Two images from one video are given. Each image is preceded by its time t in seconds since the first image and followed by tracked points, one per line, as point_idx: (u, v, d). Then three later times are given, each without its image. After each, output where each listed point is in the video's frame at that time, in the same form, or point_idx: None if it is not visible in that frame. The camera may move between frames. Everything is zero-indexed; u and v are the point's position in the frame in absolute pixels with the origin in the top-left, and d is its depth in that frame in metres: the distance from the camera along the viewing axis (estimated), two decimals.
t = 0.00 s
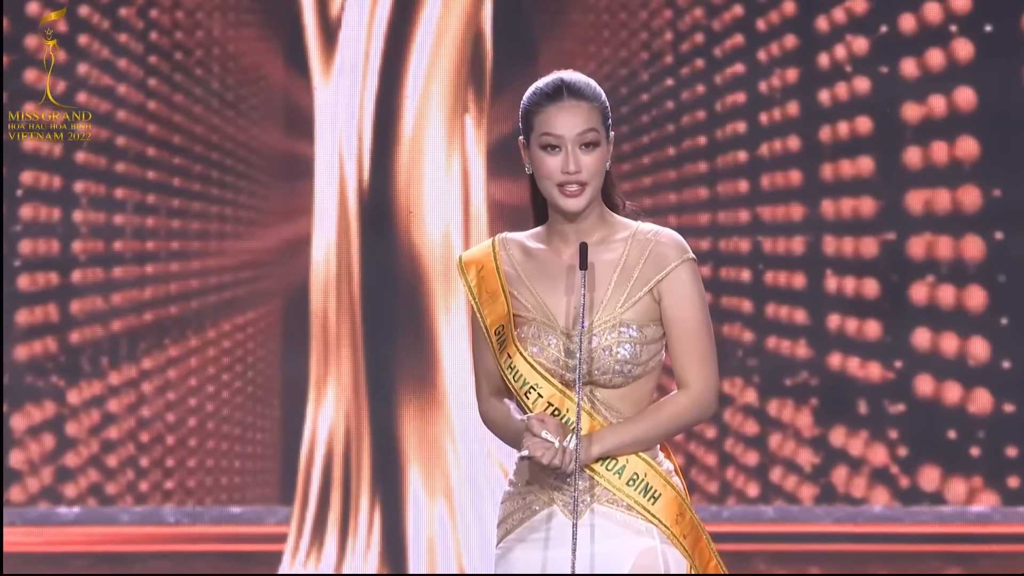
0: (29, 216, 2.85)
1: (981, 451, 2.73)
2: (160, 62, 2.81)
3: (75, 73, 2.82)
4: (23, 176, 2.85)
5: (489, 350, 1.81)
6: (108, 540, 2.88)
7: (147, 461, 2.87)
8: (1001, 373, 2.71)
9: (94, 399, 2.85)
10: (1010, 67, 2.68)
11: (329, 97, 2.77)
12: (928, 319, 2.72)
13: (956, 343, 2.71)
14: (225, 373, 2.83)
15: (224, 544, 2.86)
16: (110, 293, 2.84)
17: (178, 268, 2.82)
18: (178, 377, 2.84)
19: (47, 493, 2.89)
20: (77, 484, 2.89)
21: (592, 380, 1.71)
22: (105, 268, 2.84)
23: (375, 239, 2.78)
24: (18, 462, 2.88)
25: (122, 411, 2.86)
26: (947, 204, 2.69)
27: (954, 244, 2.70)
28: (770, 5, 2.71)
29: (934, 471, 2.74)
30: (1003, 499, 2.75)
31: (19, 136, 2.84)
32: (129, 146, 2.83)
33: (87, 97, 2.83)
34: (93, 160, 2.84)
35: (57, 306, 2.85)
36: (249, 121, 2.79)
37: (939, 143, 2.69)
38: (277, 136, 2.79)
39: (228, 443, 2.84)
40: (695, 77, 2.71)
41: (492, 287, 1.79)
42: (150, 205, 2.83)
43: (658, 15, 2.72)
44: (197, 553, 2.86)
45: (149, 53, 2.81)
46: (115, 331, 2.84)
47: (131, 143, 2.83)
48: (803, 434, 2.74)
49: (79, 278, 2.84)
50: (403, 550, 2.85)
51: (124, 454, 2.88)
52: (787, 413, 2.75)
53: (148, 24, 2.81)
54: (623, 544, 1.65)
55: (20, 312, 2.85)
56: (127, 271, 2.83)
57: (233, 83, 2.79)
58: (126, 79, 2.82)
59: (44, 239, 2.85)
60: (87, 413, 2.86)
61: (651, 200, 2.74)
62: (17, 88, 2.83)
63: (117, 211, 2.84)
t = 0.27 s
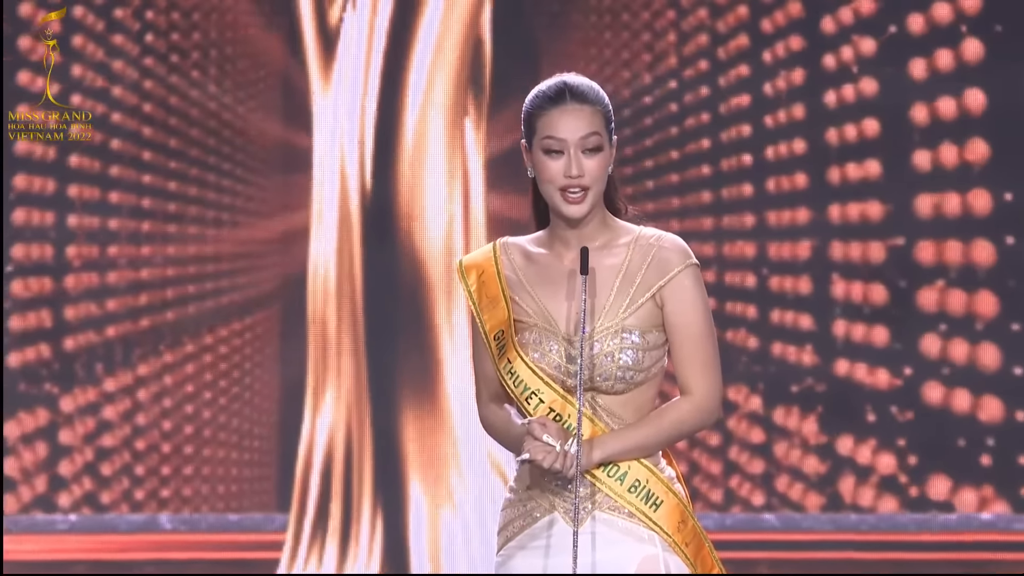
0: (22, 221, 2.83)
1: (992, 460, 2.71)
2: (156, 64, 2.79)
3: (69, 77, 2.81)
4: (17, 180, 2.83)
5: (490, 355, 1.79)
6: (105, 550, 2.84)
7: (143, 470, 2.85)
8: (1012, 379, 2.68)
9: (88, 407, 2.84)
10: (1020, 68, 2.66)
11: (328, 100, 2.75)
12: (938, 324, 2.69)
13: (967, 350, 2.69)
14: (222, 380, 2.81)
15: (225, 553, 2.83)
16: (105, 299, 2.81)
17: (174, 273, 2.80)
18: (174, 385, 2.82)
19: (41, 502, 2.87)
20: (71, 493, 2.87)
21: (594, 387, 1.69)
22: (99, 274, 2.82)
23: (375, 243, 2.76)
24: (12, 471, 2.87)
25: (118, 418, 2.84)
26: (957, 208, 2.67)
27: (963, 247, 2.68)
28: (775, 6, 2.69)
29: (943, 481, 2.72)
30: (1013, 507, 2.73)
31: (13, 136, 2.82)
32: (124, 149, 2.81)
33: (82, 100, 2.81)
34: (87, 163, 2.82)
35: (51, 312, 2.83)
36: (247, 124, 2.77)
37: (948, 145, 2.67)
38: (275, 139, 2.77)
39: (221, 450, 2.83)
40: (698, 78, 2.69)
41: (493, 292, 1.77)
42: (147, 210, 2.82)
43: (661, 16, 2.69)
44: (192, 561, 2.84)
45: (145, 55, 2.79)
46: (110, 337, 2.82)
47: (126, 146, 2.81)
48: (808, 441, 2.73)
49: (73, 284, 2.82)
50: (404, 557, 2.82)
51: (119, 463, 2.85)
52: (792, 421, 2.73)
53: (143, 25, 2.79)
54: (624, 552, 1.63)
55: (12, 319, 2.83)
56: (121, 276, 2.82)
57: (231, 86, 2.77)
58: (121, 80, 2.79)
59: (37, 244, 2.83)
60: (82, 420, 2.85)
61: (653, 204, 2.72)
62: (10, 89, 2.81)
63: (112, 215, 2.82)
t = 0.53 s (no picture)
0: (16, 225, 2.81)
1: (1002, 469, 2.68)
2: (151, 66, 2.78)
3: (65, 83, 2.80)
4: (9, 185, 2.81)
5: (491, 361, 1.77)
6: (104, 558, 2.86)
7: (138, 478, 2.85)
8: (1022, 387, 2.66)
9: (82, 415, 2.83)
10: None
11: (328, 105, 2.74)
12: (948, 331, 2.66)
13: (977, 358, 2.66)
14: (218, 387, 2.80)
15: (224, 563, 2.85)
16: (100, 305, 2.81)
17: (170, 279, 2.79)
18: (170, 392, 2.82)
19: (34, 511, 2.85)
20: (65, 502, 2.85)
21: (595, 394, 1.68)
22: (95, 279, 2.80)
23: (376, 249, 2.75)
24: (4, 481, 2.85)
25: (112, 425, 2.83)
26: (965, 212, 2.64)
27: (973, 253, 2.64)
28: (779, 8, 2.67)
29: (952, 492, 2.69)
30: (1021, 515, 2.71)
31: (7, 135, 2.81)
32: (118, 153, 2.81)
33: (77, 102, 2.81)
34: (81, 167, 2.81)
35: (44, 319, 2.81)
36: (244, 128, 2.76)
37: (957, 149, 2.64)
38: (274, 142, 2.75)
39: (217, 458, 2.83)
40: (700, 82, 2.67)
41: (495, 297, 1.76)
42: (144, 215, 2.80)
43: (663, 19, 2.68)
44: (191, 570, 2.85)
45: (140, 58, 2.79)
46: (104, 344, 2.82)
47: (121, 151, 2.81)
48: (815, 449, 2.71)
49: (67, 290, 2.81)
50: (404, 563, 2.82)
51: (114, 471, 2.85)
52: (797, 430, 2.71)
53: (139, 28, 2.79)
54: (626, 561, 1.61)
55: (5, 325, 2.81)
56: (117, 282, 2.80)
57: (227, 89, 2.76)
58: (115, 84, 2.80)
59: (30, 250, 2.80)
60: (76, 428, 2.83)
61: (655, 209, 2.70)
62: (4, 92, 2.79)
63: (106, 220, 2.80)
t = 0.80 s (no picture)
0: (10, 227, 2.81)
1: (1013, 476, 2.66)
2: (147, 67, 2.77)
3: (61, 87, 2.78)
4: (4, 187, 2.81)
5: (492, 364, 1.75)
6: (98, 563, 2.85)
7: (134, 483, 2.84)
8: None
9: (77, 420, 2.82)
10: None
11: (329, 106, 2.72)
12: (958, 335, 2.64)
13: (986, 362, 2.64)
14: (216, 392, 2.80)
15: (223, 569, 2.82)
16: (96, 309, 2.80)
17: (166, 281, 2.79)
18: (167, 396, 2.80)
19: (28, 518, 2.85)
20: (60, 508, 2.85)
21: (596, 397, 1.66)
22: (90, 283, 2.80)
23: (379, 253, 2.74)
24: None
25: (108, 430, 2.82)
26: (974, 215, 2.62)
27: (982, 256, 2.63)
28: (784, 8, 2.65)
29: (961, 499, 2.67)
30: None
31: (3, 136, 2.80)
32: (114, 154, 2.79)
33: (73, 102, 2.79)
34: (77, 169, 2.80)
35: (39, 322, 2.81)
36: (242, 130, 2.75)
37: (967, 150, 2.62)
38: (277, 145, 2.74)
39: (216, 462, 2.80)
40: (704, 82, 2.65)
41: (495, 299, 1.74)
42: (140, 217, 2.79)
43: (666, 19, 2.67)
44: None
45: (136, 58, 2.77)
46: (100, 348, 2.80)
47: (117, 152, 2.79)
48: (820, 455, 2.69)
49: (63, 293, 2.80)
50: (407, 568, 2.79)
51: (110, 476, 2.84)
52: (804, 435, 2.69)
53: (135, 27, 2.78)
54: (627, 566, 1.59)
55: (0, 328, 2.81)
56: (113, 285, 2.80)
57: (224, 90, 2.75)
58: (111, 85, 2.78)
59: (24, 252, 2.80)
60: (71, 433, 2.83)
61: (658, 211, 2.69)
62: None
63: (101, 223, 2.80)
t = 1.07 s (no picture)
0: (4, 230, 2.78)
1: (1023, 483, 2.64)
2: (143, 68, 2.75)
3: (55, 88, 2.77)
4: None
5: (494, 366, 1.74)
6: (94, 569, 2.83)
7: (130, 489, 2.81)
8: None
9: (72, 425, 2.80)
10: None
11: (333, 106, 2.71)
12: (967, 339, 2.62)
13: (995, 366, 2.62)
14: (213, 395, 2.78)
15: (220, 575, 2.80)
16: (91, 312, 2.78)
17: (162, 284, 2.77)
18: (163, 401, 2.79)
19: (22, 525, 2.83)
20: (54, 515, 2.83)
21: (598, 398, 1.63)
22: (85, 286, 2.78)
23: (381, 256, 2.71)
24: None
25: (104, 435, 2.80)
26: (983, 218, 2.60)
27: (992, 260, 2.60)
28: (788, 8, 2.64)
29: (970, 505, 2.65)
30: None
31: None
32: (109, 156, 2.77)
33: (68, 102, 2.77)
34: (70, 171, 2.77)
35: (33, 327, 2.78)
36: (240, 131, 2.73)
37: (976, 152, 2.60)
38: (278, 146, 2.73)
39: (212, 468, 2.79)
40: (708, 82, 2.63)
41: (496, 301, 1.72)
42: (135, 219, 2.77)
43: (668, 19, 2.64)
44: None
45: (132, 58, 2.75)
46: (96, 352, 2.79)
47: (113, 152, 2.77)
48: (826, 461, 2.66)
49: (57, 296, 2.78)
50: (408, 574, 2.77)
51: (106, 482, 2.82)
52: (810, 441, 2.66)
53: (132, 28, 2.75)
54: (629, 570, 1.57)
55: None
56: (108, 289, 2.78)
57: (222, 91, 2.73)
58: (108, 85, 2.76)
59: (18, 255, 2.78)
60: (66, 439, 2.81)
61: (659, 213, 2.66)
62: None
63: (97, 226, 2.77)
